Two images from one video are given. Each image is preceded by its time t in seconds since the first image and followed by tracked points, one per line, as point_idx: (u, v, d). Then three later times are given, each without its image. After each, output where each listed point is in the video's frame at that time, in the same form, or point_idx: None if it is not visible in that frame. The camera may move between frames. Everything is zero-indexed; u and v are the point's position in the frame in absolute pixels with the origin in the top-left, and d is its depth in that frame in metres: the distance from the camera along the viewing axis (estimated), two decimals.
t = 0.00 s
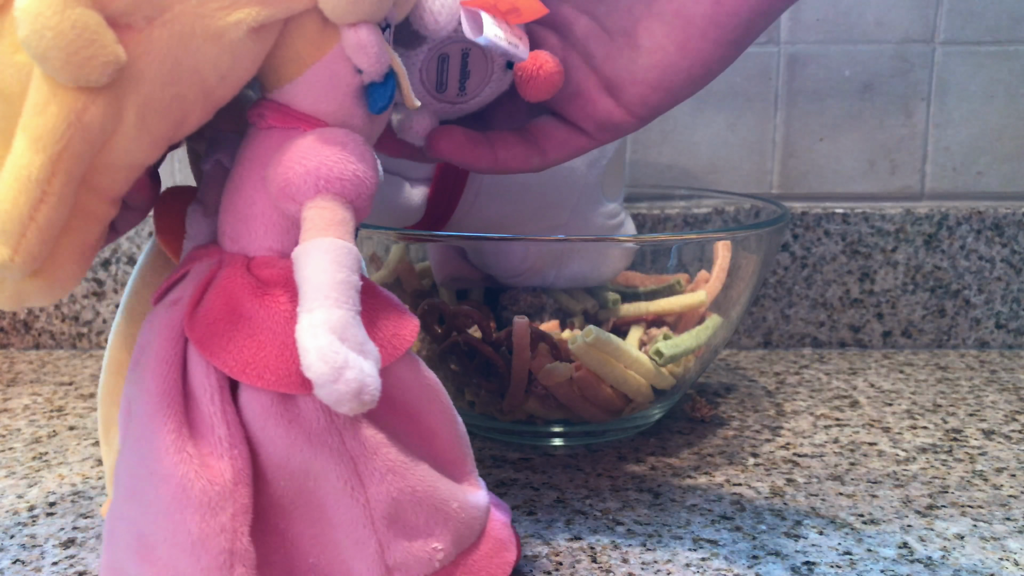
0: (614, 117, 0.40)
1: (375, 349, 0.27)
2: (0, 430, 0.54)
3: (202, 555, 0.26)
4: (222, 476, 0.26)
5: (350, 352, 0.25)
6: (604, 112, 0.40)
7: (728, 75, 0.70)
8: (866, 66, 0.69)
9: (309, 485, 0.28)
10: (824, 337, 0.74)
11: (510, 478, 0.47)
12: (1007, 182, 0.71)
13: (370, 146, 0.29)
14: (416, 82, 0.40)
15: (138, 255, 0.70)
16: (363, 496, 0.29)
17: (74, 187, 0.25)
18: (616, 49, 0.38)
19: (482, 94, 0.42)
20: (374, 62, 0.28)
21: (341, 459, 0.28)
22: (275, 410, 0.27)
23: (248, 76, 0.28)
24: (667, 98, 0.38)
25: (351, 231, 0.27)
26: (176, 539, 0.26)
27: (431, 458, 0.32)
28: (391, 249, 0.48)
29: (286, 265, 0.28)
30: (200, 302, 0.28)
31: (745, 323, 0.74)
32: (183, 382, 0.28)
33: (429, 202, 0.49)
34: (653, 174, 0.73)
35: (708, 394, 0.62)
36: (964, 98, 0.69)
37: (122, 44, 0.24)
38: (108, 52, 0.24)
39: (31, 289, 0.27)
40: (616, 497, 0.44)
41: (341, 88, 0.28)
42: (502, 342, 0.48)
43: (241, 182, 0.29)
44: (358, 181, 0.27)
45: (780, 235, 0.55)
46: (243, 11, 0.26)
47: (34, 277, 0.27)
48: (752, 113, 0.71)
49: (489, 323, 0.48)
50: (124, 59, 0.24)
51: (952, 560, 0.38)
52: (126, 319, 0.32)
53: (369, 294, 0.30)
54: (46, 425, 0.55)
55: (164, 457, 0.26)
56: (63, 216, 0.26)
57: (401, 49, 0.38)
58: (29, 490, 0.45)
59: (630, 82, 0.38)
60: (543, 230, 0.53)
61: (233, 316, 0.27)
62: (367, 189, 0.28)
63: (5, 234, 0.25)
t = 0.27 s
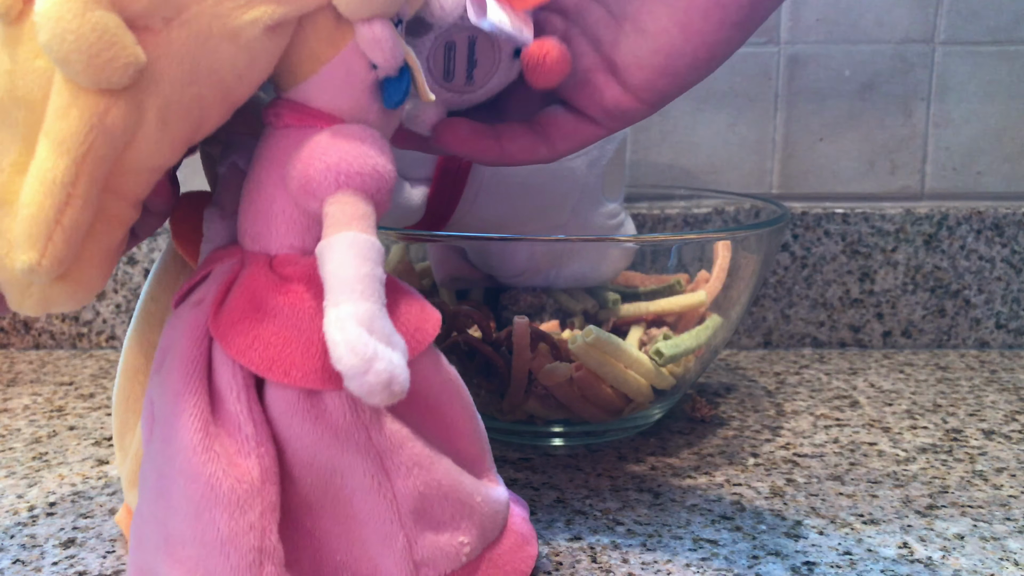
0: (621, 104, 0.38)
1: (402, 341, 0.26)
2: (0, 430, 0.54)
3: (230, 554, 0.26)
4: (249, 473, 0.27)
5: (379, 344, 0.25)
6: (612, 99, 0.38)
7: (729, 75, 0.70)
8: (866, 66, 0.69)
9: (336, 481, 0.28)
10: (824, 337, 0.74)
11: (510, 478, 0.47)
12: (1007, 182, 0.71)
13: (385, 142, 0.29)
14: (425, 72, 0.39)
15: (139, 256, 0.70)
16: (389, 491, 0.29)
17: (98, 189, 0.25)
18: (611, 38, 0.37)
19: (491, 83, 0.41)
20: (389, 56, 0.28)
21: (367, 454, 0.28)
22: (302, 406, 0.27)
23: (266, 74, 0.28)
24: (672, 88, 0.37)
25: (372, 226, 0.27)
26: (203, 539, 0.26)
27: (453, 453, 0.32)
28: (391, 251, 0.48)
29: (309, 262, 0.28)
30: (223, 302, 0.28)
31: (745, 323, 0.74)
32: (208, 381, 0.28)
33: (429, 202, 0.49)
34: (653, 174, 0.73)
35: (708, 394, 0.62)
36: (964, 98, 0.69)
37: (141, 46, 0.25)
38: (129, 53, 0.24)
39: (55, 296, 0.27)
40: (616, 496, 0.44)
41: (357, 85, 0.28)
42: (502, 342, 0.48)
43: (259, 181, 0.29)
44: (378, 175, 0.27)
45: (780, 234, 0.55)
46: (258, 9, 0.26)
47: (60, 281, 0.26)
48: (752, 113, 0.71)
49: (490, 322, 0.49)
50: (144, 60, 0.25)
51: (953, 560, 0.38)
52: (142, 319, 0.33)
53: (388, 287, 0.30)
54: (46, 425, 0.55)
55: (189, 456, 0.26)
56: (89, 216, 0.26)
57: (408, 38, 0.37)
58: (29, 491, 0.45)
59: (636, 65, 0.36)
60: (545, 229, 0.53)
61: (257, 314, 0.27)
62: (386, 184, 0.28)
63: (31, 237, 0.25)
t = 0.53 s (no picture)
0: (622, 87, 0.39)
1: (393, 335, 0.26)
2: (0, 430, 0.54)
3: (231, 539, 0.26)
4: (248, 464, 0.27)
5: (366, 340, 0.25)
6: (613, 82, 0.39)
7: (728, 75, 0.70)
8: (866, 66, 0.69)
9: (335, 469, 0.28)
10: (824, 337, 0.74)
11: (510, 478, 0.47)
12: (1007, 183, 0.71)
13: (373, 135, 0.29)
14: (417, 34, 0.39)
15: (138, 256, 0.70)
16: (387, 477, 0.29)
17: (91, 200, 0.26)
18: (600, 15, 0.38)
19: (488, 45, 0.40)
20: (369, 52, 0.28)
21: (363, 441, 0.28)
22: (298, 396, 0.27)
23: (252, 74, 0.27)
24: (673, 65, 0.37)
25: (360, 221, 0.27)
26: (206, 525, 0.27)
27: (455, 438, 0.31)
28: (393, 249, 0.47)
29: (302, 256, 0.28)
30: (222, 297, 0.28)
31: (745, 323, 0.74)
32: (209, 375, 0.28)
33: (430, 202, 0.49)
34: (653, 174, 0.73)
35: (708, 394, 0.62)
36: (964, 98, 0.69)
37: (120, 61, 0.24)
38: (109, 70, 0.24)
39: (62, 300, 0.27)
40: (616, 496, 0.44)
41: (339, 79, 0.28)
42: (502, 341, 0.48)
43: (251, 180, 0.29)
44: (363, 172, 0.27)
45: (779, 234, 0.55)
46: (236, 15, 0.26)
47: (64, 287, 0.27)
48: (752, 113, 0.71)
49: (490, 322, 0.49)
50: (125, 75, 0.24)
51: (953, 560, 0.38)
52: (156, 311, 0.33)
53: (379, 278, 0.30)
54: (46, 425, 0.55)
55: (190, 448, 0.27)
56: (83, 225, 0.26)
57: None
58: (29, 491, 0.45)
59: (631, 48, 0.37)
60: (543, 230, 0.53)
61: (253, 308, 0.28)
62: (373, 178, 0.28)
63: (29, 251, 0.25)
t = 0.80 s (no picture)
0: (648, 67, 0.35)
1: (352, 352, 0.26)
2: None
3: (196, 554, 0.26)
4: (212, 478, 0.26)
5: (320, 356, 0.24)
6: (639, 69, 0.31)
7: (728, 76, 0.70)
8: (866, 66, 0.69)
9: (303, 484, 0.28)
10: (824, 337, 0.74)
11: (510, 478, 0.47)
12: (1007, 182, 0.71)
13: (345, 149, 0.28)
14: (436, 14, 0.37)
15: (138, 255, 0.70)
16: (354, 494, 0.28)
17: (44, 206, 0.25)
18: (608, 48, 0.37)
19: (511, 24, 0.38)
20: (341, 62, 0.27)
21: (331, 458, 0.28)
22: (262, 411, 0.27)
23: (223, 79, 0.26)
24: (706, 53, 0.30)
25: (325, 236, 0.26)
26: (167, 539, 0.26)
27: (432, 455, 0.31)
28: (392, 250, 0.47)
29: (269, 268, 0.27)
30: (190, 309, 0.28)
31: (744, 323, 0.74)
32: (175, 387, 0.27)
33: (429, 202, 0.49)
34: (653, 174, 0.73)
35: (708, 394, 0.62)
36: (964, 98, 0.69)
37: (77, 65, 0.23)
38: (61, 73, 0.23)
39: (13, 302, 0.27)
40: (616, 496, 0.44)
41: (311, 89, 0.27)
42: (502, 342, 0.47)
43: (221, 191, 0.28)
44: (329, 184, 0.26)
45: (778, 234, 0.55)
46: (201, 22, 0.25)
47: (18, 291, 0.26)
48: (751, 114, 0.71)
49: (490, 322, 0.49)
50: (80, 78, 0.23)
51: (953, 560, 0.38)
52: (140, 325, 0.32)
53: (347, 288, 0.29)
54: (46, 425, 0.55)
55: (155, 459, 0.26)
56: (34, 232, 0.25)
57: None
58: (29, 491, 0.45)
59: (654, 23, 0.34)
60: (545, 229, 0.53)
61: (218, 320, 0.27)
62: (339, 192, 0.27)
63: None
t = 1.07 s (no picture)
0: (652, 70, 0.35)
1: (324, 350, 0.25)
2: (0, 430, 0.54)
3: (161, 558, 0.26)
4: (181, 480, 0.26)
5: (291, 356, 0.24)
6: (642, 67, 0.35)
7: (728, 76, 0.70)
8: (866, 66, 0.69)
9: (276, 487, 0.28)
10: (824, 337, 0.74)
11: (510, 478, 0.47)
12: (1007, 182, 0.71)
13: (317, 143, 0.28)
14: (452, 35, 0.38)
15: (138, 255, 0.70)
16: (328, 497, 0.28)
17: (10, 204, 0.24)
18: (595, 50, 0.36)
19: (521, 35, 0.37)
20: (311, 56, 0.27)
21: (304, 461, 0.27)
22: (233, 413, 0.26)
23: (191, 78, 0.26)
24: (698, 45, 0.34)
25: (298, 234, 0.26)
26: (133, 543, 0.26)
27: (412, 459, 0.31)
28: (391, 249, 0.48)
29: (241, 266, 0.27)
30: (160, 308, 0.27)
31: (745, 323, 0.74)
32: (144, 387, 0.27)
33: (430, 202, 0.50)
34: (653, 174, 0.73)
35: (708, 394, 0.62)
36: (964, 98, 0.69)
37: (38, 62, 0.23)
38: (24, 70, 0.23)
39: None
40: (616, 497, 0.44)
41: (282, 86, 0.27)
42: (502, 342, 0.47)
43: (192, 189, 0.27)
44: (300, 181, 0.26)
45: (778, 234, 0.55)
46: (167, 16, 0.25)
47: None
48: (751, 114, 0.71)
49: (490, 322, 0.49)
50: (43, 75, 0.23)
51: (953, 560, 0.38)
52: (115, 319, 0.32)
53: (323, 288, 0.29)
54: (46, 425, 0.55)
55: (122, 462, 0.26)
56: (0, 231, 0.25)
57: None
58: (29, 491, 0.45)
59: (654, 28, 0.33)
60: (545, 229, 0.53)
61: (187, 319, 0.27)
62: (311, 188, 0.27)
63: None
